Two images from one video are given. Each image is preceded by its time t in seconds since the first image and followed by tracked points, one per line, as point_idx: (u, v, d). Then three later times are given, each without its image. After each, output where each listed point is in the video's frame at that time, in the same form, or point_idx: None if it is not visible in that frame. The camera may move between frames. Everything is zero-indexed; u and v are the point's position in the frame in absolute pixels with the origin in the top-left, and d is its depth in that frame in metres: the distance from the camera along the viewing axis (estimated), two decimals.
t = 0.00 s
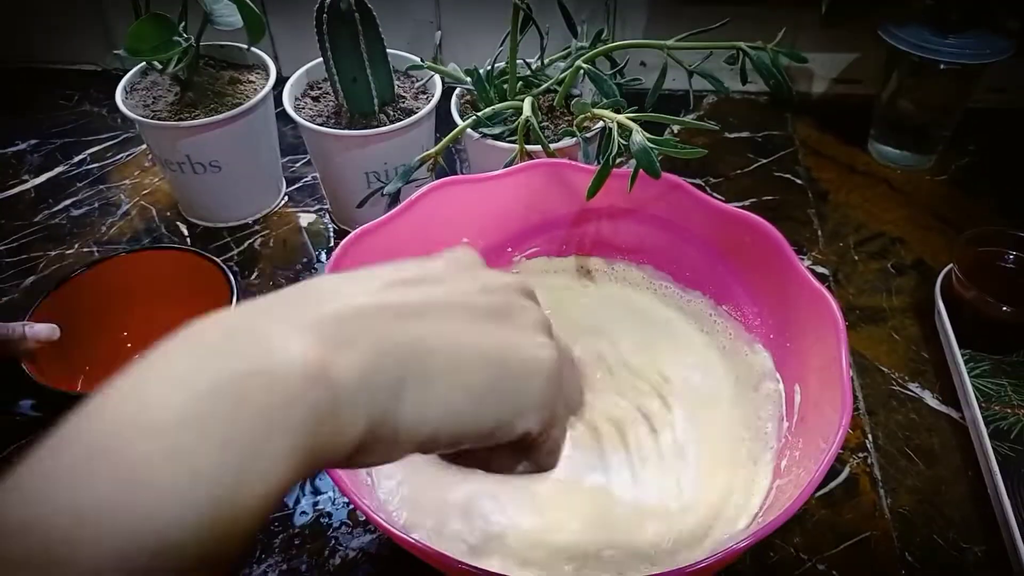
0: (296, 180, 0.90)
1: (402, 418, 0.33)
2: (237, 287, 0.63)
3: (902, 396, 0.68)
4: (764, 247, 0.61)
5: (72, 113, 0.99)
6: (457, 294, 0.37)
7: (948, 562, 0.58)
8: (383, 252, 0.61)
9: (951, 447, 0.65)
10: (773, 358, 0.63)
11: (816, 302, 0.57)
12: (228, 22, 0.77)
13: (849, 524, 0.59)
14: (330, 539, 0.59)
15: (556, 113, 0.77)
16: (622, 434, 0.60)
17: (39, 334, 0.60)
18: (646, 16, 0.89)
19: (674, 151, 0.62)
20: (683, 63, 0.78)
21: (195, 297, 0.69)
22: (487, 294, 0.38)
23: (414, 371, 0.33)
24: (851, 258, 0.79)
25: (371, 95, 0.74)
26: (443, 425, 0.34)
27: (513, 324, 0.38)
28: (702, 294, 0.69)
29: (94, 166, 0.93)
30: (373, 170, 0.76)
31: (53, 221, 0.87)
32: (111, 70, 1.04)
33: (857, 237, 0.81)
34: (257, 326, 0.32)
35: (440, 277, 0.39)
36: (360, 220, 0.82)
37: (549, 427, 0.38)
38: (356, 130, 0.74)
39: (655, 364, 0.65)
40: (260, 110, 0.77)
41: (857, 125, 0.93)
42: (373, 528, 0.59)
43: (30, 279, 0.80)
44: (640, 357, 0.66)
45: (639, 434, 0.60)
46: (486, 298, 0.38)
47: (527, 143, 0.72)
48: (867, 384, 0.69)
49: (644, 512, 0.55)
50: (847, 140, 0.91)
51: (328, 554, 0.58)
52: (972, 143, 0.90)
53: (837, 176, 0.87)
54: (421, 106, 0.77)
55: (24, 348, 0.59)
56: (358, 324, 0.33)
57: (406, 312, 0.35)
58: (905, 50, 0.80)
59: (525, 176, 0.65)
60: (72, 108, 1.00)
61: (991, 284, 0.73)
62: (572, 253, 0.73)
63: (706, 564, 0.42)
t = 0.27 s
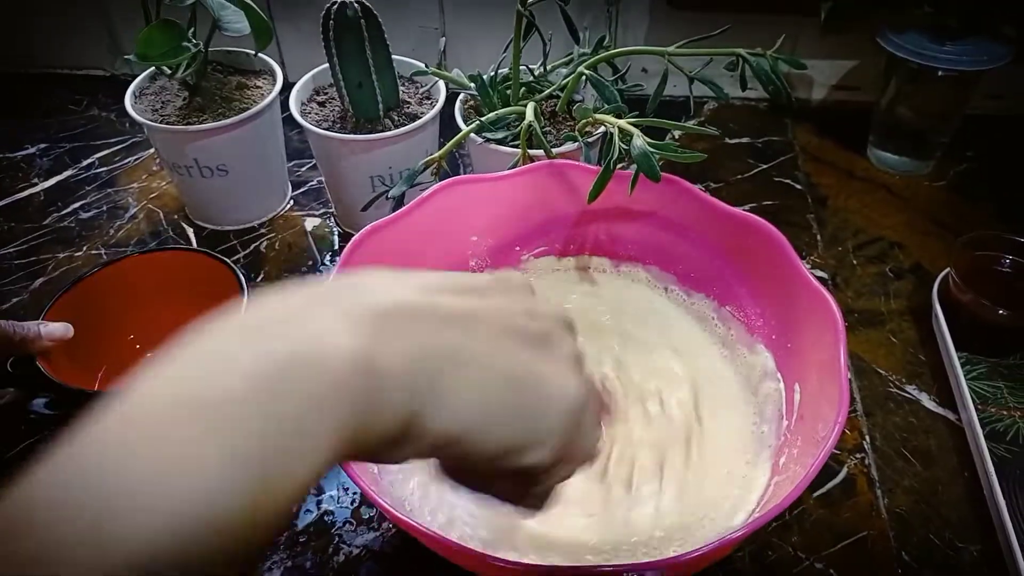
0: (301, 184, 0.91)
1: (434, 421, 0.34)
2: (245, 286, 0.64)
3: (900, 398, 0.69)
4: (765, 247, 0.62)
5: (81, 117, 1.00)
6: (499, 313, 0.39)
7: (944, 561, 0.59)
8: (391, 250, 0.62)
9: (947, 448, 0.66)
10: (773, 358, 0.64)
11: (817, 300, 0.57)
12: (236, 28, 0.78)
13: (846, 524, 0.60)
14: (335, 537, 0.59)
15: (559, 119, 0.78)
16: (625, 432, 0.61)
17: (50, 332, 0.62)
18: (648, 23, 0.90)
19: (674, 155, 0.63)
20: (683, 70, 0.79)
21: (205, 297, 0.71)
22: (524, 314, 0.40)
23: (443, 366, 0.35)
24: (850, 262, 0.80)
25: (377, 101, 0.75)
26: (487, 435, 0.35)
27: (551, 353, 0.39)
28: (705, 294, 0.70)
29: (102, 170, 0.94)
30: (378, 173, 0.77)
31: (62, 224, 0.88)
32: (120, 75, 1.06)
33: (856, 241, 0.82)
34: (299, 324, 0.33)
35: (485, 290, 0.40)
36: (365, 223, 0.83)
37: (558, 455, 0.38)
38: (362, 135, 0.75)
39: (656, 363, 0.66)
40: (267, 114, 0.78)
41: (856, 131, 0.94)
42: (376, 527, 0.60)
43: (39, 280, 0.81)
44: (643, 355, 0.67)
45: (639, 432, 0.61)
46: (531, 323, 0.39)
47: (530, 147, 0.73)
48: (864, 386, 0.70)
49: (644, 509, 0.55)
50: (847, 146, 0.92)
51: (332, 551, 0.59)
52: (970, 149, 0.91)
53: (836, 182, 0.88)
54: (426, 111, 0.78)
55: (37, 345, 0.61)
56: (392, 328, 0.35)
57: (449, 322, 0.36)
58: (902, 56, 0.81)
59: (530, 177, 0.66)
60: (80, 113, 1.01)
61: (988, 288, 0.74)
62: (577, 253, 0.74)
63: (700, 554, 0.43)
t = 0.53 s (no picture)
0: (304, 183, 0.92)
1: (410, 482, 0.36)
2: (250, 283, 0.65)
3: (898, 396, 0.69)
4: (765, 245, 0.63)
5: (85, 116, 1.01)
6: (484, 368, 0.40)
7: (942, 557, 0.59)
8: (394, 246, 0.63)
9: (946, 446, 0.66)
10: (773, 354, 0.64)
11: (816, 298, 0.58)
12: (240, 28, 0.78)
13: (844, 520, 0.61)
14: (337, 531, 0.60)
15: (561, 118, 0.79)
16: (624, 428, 0.61)
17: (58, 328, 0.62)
18: (649, 24, 0.91)
19: (675, 155, 0.63)
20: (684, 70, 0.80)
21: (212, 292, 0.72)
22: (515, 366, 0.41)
23: (416, 442, 0.36)
24: (849, 261, 0.80)
25: (380, 100, 0.76)
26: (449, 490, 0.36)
27: (532, 419, 0.40)
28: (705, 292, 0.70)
29: (107, 168, 0.95)
30: (380, 172, 0.78)
31: (67, 221, 0.88)
32: (124, 74, 1.07)
33: (856, 241, 0.82)
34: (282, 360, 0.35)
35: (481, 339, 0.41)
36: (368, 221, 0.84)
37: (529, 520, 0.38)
38: (365, 134, 0.76)
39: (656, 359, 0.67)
40: (271, 113, 0.78)
41: (856, 131, 0.94)
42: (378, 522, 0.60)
43: (44, 278, 0.82)
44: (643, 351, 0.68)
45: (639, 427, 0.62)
46: (521, 384, 0.40)
47: (532, 147, 0.74)
48: (863, 384, 0.70)
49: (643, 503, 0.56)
50: (846, 146, 0.93)
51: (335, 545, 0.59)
52: (970, 149, 0.92)
53: (836, 182, 0.89)
54: (428, 110, 0.79)
55: (46, 340, 0.61)
56: (378, 388, 0.36)
57: (440, 384, 0.38)
58: (902, 57, 0.82)
59: (532, 175, 0.67)
60: (85, 112, 1.02)
61: (987, 287, 0.74)
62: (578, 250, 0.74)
63: (699, 546, 0.43)
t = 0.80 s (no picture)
0: (306, 186, 0.92)
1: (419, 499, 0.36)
2: (252, 286, 0.65)
3: (896, 399, 0.70)
4: (764, 249, 0.63)
5: (88, 119, 1.02)
6: (488, 385, 0.41)
7: (939, 560, 0.60)
8: (394, 250, 0.64)
9: (944, 448, 0.67)
10: (771, 358, 0.65)
11: (815, 301, 0.58)
12: (242, 32, 0.79)
13: (843, 523, 0.61)
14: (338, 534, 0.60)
15: (561, 122, 0.79)
16: (622, 431, 0.61)
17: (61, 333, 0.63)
18: (648, 28, 0.91)
19: (673, 159, 0.64)
20: (684, 73, 0.80)
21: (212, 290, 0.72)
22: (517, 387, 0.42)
23: (403, 469, 0.36)
24: (848, 264, 0.81)
25: (381, 104, 0.76)
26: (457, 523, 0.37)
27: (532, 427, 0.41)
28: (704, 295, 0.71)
29: (109, 171, 0.95)
30: (381, 175, 0.78)
31: (70, 225, 0.89)
32: (126, 77, 1.07)
33: (855, 244, 0.83)
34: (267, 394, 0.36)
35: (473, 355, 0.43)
36: (369, 224, 0.84)
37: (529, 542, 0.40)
38: (366, 137, 0.76)
39: (653, 362, 0.67)
40: (273, 117, 0.79)
41: (855, 134, 0.95)
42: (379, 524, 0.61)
43: (47, 281, 0.82)
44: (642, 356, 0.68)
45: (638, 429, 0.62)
46: (513, 394, 0.41)
47: (532, 150, 0.74)
48: (861, 387, 0.70)
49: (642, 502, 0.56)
50: (846, 149, 0.93)
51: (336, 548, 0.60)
52: (969, 152, 0.92)
53: (835, 185, 0.89)
54: (429, 114, 0.79)
55: (46, 347, 0.62)
56: (363, 414, 0.37)
57: (428, 405, 0.38)
58: (901, 61, 0.82)
59: (532, 179, 0.67)
60: (87, 114, 1.02)
61: (985, 291, 0.75)
62: (578, 254, 0.75)
63: (697, 549, 0.44)
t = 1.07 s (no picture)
0: (302, 187, 0.92)
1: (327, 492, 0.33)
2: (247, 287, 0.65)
3: (893, 396, 0.70)
4: (760, 249, 0.63)
5: (84, 121, 1.02)
6: (407, 367, 0.37)
7: (936, 557, 0.60)
8: (391, 251, 0.64)
9: (940, 446, 0.67)
10: (767, 356, 0.65)
11: (809, 300, 0.59)
12: (236, 33, 0.79)
13: (840, 520, 0.61)
14: (336, 534, 0.60)
15: (556, 122, 0.79)
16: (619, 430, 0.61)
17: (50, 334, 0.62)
18: (644, 28, 0.91)
19: (668, 158, 0.64)
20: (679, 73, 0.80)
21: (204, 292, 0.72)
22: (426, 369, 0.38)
23: (335, 445, 0.33)
24: (844, 262, 0.81)
25: (376, 105, 0.76)
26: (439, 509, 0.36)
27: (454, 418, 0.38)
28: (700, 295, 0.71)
29: (105, 173, 0.95)
30: (377, 177, 0.78)
31: (66, 227, 0.89)
32: (122, 79, 1.07)
33: (851, 242, 0.83)
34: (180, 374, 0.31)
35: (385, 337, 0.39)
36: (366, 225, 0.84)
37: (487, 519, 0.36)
38: (362, 139, 0.76)
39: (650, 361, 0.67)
40: (269, 119, 0.79)
41: (851, 133, 0.95)
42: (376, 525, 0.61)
43: (43, 283, 0.82)
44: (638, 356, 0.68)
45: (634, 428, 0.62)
46: (439, 376, 0.38)
47: (528, 150, 0.74)
48: (858, 384, 0.71)
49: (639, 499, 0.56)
50: (841, 147, 0.93)
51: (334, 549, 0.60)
52: (964, 150, 0.92)
53: (831, 183, 0.89)
54: (425, 114, 0.79)
55: (36, 352, 0.62)
56: (300, 397, 0.33)
57: (351, 386, 0.34)
58: (896, 60, 0.82)
59: (527, 180, 0.67)
60: (83, 116, 1.02)
61: (981, 288, 0.75)
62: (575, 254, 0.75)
63: (693, 548, 0.44)
